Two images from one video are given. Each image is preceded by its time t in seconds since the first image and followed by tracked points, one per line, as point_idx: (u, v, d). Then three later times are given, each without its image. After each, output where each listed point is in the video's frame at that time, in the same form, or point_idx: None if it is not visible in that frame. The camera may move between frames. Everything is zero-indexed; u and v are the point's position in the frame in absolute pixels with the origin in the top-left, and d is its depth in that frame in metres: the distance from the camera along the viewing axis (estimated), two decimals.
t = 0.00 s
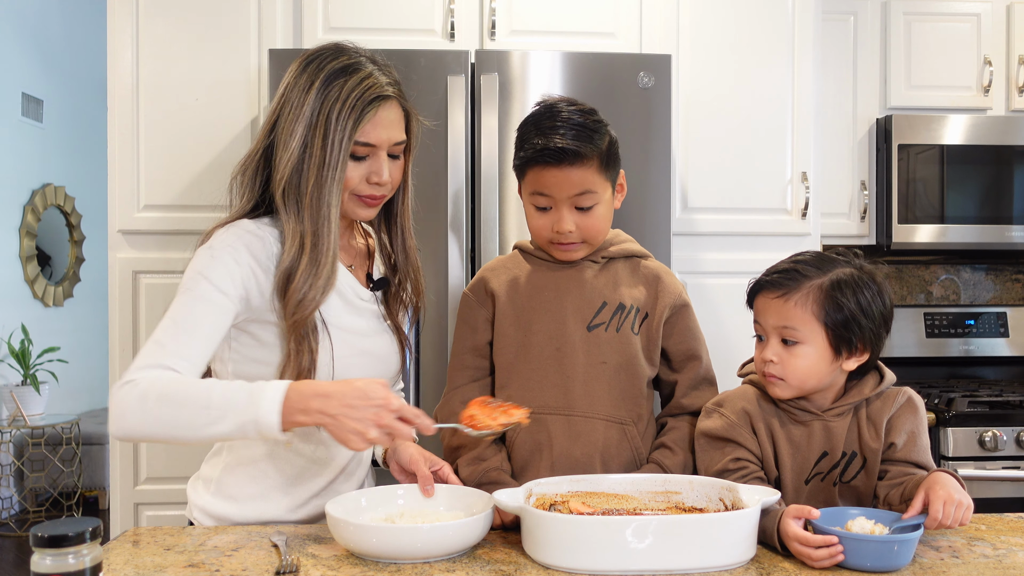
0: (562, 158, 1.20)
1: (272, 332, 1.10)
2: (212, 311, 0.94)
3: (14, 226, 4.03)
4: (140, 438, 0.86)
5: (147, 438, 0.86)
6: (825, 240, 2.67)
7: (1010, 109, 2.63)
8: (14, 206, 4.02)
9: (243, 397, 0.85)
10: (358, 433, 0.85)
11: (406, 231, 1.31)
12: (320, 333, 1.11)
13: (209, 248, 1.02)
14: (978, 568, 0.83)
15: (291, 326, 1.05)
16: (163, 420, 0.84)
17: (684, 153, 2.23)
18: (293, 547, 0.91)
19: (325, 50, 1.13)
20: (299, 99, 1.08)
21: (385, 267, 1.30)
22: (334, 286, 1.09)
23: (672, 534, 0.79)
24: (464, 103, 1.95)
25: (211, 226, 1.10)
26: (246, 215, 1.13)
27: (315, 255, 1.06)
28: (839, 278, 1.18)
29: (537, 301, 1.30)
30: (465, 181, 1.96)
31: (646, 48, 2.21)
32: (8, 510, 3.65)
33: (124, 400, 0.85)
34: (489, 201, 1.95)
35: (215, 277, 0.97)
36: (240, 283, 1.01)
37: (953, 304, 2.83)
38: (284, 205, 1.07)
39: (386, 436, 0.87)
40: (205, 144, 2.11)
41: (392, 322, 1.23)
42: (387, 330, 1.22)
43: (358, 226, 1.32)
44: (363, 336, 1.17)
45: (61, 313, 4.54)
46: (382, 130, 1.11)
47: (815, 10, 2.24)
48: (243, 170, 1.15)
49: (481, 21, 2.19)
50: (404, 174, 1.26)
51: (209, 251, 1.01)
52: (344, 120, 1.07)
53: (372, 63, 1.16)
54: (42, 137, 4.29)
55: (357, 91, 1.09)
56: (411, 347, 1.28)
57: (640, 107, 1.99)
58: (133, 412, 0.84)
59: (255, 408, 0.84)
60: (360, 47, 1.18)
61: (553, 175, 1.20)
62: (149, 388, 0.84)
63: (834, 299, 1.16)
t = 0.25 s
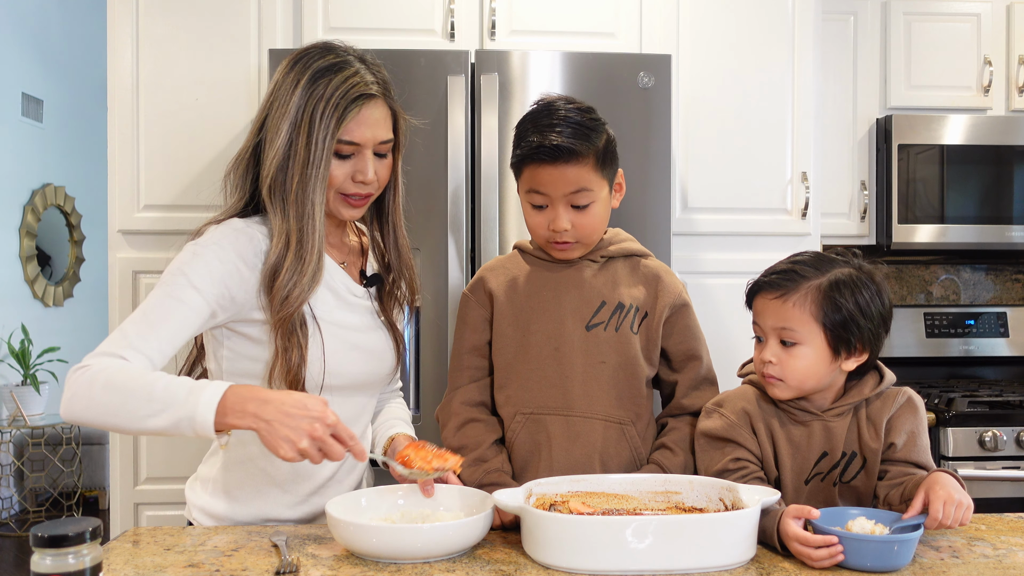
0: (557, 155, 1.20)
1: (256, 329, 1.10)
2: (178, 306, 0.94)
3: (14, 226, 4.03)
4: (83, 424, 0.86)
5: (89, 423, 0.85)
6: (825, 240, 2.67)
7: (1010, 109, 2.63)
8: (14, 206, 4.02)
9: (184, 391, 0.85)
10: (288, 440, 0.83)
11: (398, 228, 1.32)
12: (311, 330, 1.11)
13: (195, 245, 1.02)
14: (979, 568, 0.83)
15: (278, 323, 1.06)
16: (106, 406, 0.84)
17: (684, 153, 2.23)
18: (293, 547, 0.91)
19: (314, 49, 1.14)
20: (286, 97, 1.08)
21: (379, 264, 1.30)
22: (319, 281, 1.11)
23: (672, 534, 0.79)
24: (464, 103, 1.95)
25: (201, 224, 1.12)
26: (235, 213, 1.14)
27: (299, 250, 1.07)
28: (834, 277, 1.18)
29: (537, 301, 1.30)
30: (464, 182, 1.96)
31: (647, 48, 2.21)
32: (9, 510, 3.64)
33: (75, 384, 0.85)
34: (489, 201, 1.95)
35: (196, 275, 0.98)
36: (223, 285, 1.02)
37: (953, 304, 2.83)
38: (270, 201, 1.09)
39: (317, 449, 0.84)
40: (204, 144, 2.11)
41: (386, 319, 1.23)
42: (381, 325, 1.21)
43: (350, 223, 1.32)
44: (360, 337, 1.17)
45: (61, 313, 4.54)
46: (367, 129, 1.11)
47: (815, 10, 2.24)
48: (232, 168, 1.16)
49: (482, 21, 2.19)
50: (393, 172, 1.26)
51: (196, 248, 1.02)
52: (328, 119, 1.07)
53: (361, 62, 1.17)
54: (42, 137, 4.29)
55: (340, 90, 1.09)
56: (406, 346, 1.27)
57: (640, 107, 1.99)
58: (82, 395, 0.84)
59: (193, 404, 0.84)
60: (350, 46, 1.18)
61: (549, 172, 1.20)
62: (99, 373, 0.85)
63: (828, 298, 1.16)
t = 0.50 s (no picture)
0: (558, 156, 1.19)
1: (248, 328, 1.10)
2: (169, 307, 0.94)
3: (14, 226, 4.03)
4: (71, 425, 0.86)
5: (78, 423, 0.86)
6: (825, 240, 2.67)
7: (1010, 109, 2.63)
8: (13, 206, 4.02)
9: (175, 395, 0.85)
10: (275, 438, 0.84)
11: (388, 226, 1.31)
12: (304, 327, 1.11)
13: (187, 245, 1.03)
14: (979, 568, 0.83)
15: (268, 319, 1.06)
16: (96, 407, 0.84)
17: (684, 153, 2.23)
18: (293, 547, 0.91)
19: (302, 49, 1.14)
20: (274, 96, 1.08)
21: (371, 263, 1.30)
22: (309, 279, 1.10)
23: (672, 534, 0.79)
24: (464, 103, 1.95)
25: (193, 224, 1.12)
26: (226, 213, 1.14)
27: (288, 249, 1.07)
28: (830, 276, 1.18)
29: (537, 301, 1.30)
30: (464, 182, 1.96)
31: (646, 48, 2.21)
32: (9, 510, 3.64)
33: (65, 385, 0.85)
34: (489, 201, 1.95)
35: (187, 275, 0.98)
36: (215, 286, 1.02)
37: (953, 304, 2.83)
38: (260, 201, 1.09)
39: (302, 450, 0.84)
40: (204, 144, 2.11)
41: (380, 317, 1.22)
42: (375, 324, 1.21)
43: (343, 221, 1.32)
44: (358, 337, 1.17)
45: (61, 313, 4.54)
46: (355, 127, 1.11)
47: (815, 10, 2.24)
48: (223, 169, 1.17)
49: (481, 22, 2.19)
50: (384, 170, 1.26)
51: (187, 249, 1.02)
52: (315, 118, 1.07)
53: (350, 60, 1.16)
54: (42, 137, 4.29)
55: (328, 88, 1.09)
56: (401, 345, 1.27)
57: (640, 107, 1.99)
58: (72, 396, 0.85)
59: (184, 408, 0.84)
60: (340, 45, 1.18)
61: (549, 173, 1.20)
62: (91, 374, 0.85)
63: (824, 298, 1.16)
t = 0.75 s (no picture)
0: (557, 151, 1.20)
1: (244, 328, 1.10)
2: (166, 308, 0.95)
3: (14, 226, 4.03)
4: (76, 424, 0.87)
5: (80, 422, 0.87)
6: (825, 240, 2.67)
7: (1010, 109, 2.63)
8: (13, 206, 4.02)
9: (183, 390, 0.87)
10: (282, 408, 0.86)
11: (384, 227, 1.31)
12: (300, 326, 1.11)
13: (183, 245, 1.03)
14: (979, 569, 0.83)
15: (264, 318, 1.06)
16: (101, 405, 0.85)
17: (684, 153, 2.23)
18: (293, 547, 0.91)
19: (296, 48, 1.14)
20: (269, 96, 1.08)
21: (367, 262, 1.30)
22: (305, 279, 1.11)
23: (672, 534, 0.79)
24: (464, 103, 1.95)
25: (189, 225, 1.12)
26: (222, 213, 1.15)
27: (284, 249, 1.08)
28: (829, 276, 1.18)
29: (537, 302, 1.30)
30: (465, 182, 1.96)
31: (646, 48, 2.21)
32: (8, 510, 3.64)
33: (68, 385, 0.86)
34: (488, 201, 1.94)
35: (184, 275, 0.99)
36: (212, 286, 1.02)
37: (953, 304, 2.83)
38: (255, 201, 1.09)
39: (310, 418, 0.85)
40: (204, 144, 2.11)
41: (378, 315, 1.22)
42: (373, 322, 1.21)
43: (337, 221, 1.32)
44: (358, 338, 1.17)
45: (61, 313, 4.54)
46: (350, 127, 1.11)
47: (815, 10, 2.24)
48: (218, 169, 1.17)
49: (482, 22, 2.19)
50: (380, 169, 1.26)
51: (182, 250, 1.02)
52: (310, 118, 1.07)
53: (344, 59, 1.16)
54: (42, 137, 4.29)
55: (323, 88, 1.08)
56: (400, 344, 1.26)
57: (640, 107, 1.99)
58: (74, 396, 0.86)
59: (193, 402, 0.86)
60: (333, 44, 1.18)
61: (549, 168, 1.20)
62: (94, 373, 0.86)
63: (823, 298, 1.16)
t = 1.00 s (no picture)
0: (560, 147, 1.20)
1: (244, 328, 1.10)
2: (164, 309, 0.95)
3: (14, 226, 4.03)
4: (75, 423, 0.89)
5: (81, 421, 0.88)
6: (825, 240, 2.67)
7: (1010, 109, 2.63)
8: (13, 206, 4.02)
9: (184, 389, 0.89)
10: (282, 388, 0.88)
11: (383, 225, 1.31)
12: (300, 327, 1.11)
13: (181, 247, 1.03)
14: (979, 568, 0.83)
15: (265, 318, 1.06)
16: (102, 404, 0.87)
17: (683, 153, 2.23)
18: (293, 547, 0.91)
19: (294, 48, 1.13)
20: (268, 96, 1.08)
21: (367, 262, 1.30)
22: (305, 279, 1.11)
23: (672, 534, 0.79)
24: (464, 103, 1.95)
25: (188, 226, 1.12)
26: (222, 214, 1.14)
27: (284, 249, 1.08)
28: (829, 276, 1.18)
29: (538, 302, 1.30)
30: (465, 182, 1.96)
31: (646, 48, 2.21)
32: (8, 510, 3.64)
33: (68, 385, 0.87)
34: (489, 201, 1.94)
35: (182, 276, 0.99)
36: (211, 286, 1.03)
37: (953, 304, 2.83)
38: (255, 201, 1.09)
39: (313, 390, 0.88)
40: (204, 143, 2.11)
41: (378, 315, 1.22)
42: (373, 322, 1.21)
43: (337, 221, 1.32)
44: (358, 338, 1.17)
45: (60, 313, 4.54)
46: (349, 126, 1.12)
47: (815, 10, 2.24)
48: (217, 171, 1.16)
49: (481, 22, 2.19)
50: (379, 168, 1.26)
51: (181, 251, 1.02)
52: (310, 117, 1.07)
53: (342, 58, 1.16)
54: (42, 137, 4.29)
55: (322, 87, 1.09)
56: (400, 343, 1.27)
57: (640, 107, 1.99)
58: (74, 396, 0.87)
59: (194, 401, 0.87)
60: (331, 43, 1.18)
61: (551, 164, 1.21)
62: (96, 373, 0.87)
63: (823, 298, 1.16)
